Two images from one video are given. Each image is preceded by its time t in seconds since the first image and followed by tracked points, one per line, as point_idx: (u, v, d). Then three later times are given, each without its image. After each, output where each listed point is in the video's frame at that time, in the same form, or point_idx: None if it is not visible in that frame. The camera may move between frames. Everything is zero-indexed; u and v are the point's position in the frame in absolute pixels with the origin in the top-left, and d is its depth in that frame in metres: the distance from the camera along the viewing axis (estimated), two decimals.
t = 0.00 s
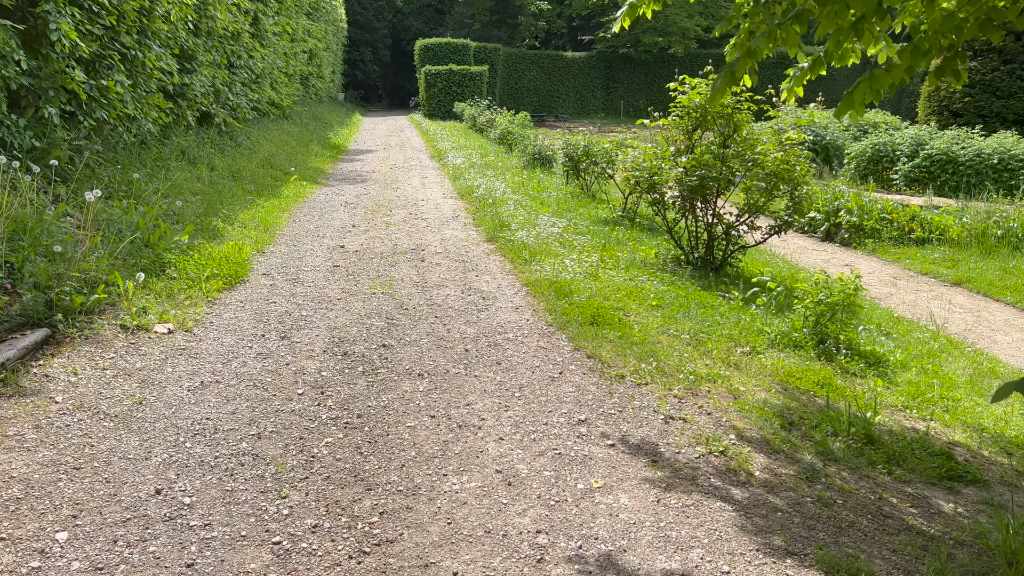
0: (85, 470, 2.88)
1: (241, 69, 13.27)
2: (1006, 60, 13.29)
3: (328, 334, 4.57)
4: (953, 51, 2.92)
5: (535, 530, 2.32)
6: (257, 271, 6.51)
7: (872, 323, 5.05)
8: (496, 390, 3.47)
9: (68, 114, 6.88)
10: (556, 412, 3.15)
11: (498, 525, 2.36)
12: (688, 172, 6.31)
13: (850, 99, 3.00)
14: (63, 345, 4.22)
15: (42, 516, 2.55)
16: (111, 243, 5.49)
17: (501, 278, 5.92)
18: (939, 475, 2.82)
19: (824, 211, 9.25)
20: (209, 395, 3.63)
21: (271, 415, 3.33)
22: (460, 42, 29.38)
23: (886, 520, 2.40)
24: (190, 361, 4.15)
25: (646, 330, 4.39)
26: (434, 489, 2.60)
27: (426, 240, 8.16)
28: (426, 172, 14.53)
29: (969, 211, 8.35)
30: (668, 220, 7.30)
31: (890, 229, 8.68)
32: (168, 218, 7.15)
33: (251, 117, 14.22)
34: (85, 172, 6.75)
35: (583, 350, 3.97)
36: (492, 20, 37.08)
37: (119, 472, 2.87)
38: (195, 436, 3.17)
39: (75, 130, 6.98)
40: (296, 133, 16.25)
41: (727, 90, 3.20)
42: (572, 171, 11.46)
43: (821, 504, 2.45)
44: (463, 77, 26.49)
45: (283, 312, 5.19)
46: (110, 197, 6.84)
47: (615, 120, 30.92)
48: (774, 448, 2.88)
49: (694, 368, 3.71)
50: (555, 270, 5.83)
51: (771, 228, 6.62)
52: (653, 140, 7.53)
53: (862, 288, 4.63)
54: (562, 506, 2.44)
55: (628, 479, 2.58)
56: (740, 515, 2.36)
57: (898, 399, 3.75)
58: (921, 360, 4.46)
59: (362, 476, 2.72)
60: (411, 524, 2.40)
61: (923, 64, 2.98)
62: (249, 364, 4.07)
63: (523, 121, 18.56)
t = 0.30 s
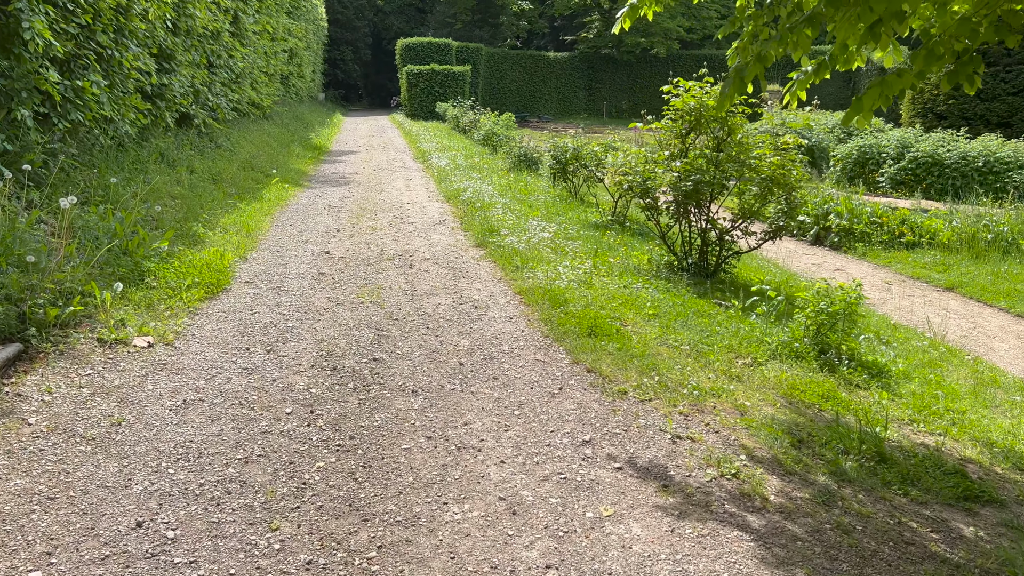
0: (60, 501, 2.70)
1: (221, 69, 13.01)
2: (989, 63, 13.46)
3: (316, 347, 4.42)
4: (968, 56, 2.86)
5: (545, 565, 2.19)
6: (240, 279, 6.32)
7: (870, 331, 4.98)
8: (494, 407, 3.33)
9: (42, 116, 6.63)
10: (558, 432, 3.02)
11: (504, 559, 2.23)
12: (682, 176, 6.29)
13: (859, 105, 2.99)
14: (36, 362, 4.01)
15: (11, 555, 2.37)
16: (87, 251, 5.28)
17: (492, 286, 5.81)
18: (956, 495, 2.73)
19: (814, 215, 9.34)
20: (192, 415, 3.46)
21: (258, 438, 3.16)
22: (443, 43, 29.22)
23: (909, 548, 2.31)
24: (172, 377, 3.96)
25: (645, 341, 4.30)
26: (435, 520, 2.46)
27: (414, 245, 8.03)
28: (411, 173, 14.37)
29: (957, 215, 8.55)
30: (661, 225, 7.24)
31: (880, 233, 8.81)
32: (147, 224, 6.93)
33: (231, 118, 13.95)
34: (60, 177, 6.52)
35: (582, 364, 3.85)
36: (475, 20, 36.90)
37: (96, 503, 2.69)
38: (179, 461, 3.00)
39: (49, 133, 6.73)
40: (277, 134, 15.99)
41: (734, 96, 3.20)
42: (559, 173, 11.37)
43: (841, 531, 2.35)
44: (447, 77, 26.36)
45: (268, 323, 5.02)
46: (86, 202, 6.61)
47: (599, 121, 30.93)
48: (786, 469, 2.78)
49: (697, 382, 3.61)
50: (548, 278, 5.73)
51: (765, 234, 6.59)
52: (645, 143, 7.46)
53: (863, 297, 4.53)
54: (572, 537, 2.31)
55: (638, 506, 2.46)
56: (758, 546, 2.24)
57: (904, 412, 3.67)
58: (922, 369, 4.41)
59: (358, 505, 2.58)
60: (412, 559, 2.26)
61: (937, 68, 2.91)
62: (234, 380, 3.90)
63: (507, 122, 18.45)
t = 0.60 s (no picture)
0: (22, 527, 2.49)
1: (198, 65, 12.70)
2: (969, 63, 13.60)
3: (299, 354, 4.24)
4: (980, 51, 2.77)
5: None
6: (218, 282, 6.10)
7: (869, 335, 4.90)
8: (488, 418, 3.18)
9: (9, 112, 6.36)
10: (557, 445, 2.88)
11: None
12: (674, 176, 6.23)
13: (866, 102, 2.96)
14: None
15: None
16: (56, 253, 5.04)
17: (480, 290, 5.69)
18: (971, 509, 2.64)
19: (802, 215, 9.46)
20: (166, 429, 3.26)
21: (237, 454, 2.98)
22: (423, 40, 28.99)
23: (931, 569, 2.19)
24: (145, 388, 3.75)
25: (641, 346, 4.18)
26: (429, 544, 2.30)
27: (399, 247, 7.89)
28: (393, 172, 14.19)
29: (944, 215, 8.72)
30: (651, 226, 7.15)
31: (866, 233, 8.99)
32: (120, 224, 6.68)
33: (208, 115, 13.65)
34: (27, 175, 6.25)
35: (578, 371, 3.71)
36: (455, 18, 36.66)
37: (62, 529, 2.48)
38: (154, 480, 2.80)
39: (17, 130, 6.45)
40: (256, 132, 15.71)
41: (740, 92, 3.15)
42: (543, 172, 11.29)
43: (859, 552, 2.23)
44: (428, 75, 26.15)
45: (248, 328, 4.83)
46: (56, 202, 6.35)
47: (581, 121, 30.91)
48: (796, 483, 2.66)
49: (696, 390, 3.50)
50: (538, 281, 5.61)
51: (756, 235, 6.54)
52: (634, 143, 7.37)
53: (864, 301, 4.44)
54: (577, 563, 2.17)
55: (645, 527, 2.32)
56: (775, 570, 2.11)
57: (907, 419, 3.58)
58: (921, 374, 4.35)
59: (345, 528, 2.41)
60: None
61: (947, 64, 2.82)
62: (211, 390, 3.70)
63: (489, 121, 18.32)
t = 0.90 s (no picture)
0: None
1: (177, 62, 12.41)
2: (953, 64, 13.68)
3: (281, 365, 4.07)
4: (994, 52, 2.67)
5: None
6: (196, 288, 5.91)
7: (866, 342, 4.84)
8: (481, 435, 3.03)
9: None
10: (554, 464, 2.74)
11: None
12: (667, 179, 6.20)
13: (874, 102, 2.88)
14: None
15: None
16: (26, 259, 4.82)
17: (469, 296, 5.58)
18: (986, 528, 2.54)
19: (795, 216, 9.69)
20: (140, 448, 3.06)
21: (215, 477, 2.80)
22: (405, 39, 28.77)
23: None
24: (118, 404, 3.55)
25: (636, 355, 4.07)
26: None
27: (383, 250, 7.75)
28: (376, 172, 14.01)
29: (934, 218, 8.97)
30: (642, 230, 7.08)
31: (856, 235, 9.24)
32: (95, 227, 6.44)
33: (187, 114, 13.37)
34: None
35: (573, 383, 3.57)
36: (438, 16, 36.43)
37: (23, 563, 2.29)
38: (125, 505, 2.61)
39: None
40: (236, 131, 15.45)
41: (743, 93, 3.05)
42: (530, 172, 11.20)
43: None
44: (411, 74, 25.93)
45: (228, 337, 4.65)
46: (27, 205, 6.12)
47: (564, 120, 30.83)
48: (806, 503, 2.55)
49: (696, 402, 3.41)
50: (528, 286, 5.49)
51: (749, 239, 6.49)
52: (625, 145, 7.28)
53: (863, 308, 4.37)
54: None
55: (652, 556, 2.19)
56: None
57: (911, 430, 3.51)
58: (920, 382, 4.30)
59: (332, 559, 2.25)
60: None
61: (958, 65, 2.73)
62: (188, 405, 3.52)
63: (474, 120, 18.19)
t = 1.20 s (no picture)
0: None
1: (155, 60, 12.12)
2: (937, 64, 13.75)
3: (268, 378, 3.90)
4: (1015, 54, 2.60)
5: None
6: (177, 295, 5.70)
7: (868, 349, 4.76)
8: (481, 455, 2.88)
9: None
10: (561, 486, 2.60)
11: None
12: (662, 181, 6.14)
13: (889, 105, 2.79)
14: None
15: None
16: None
17: (461, 302, 5.45)
18: (1011, 550, 2.44)
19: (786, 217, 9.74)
20: (118, 472, 2.87)
21: (199, 504, 2.62)
22: (387, 37, 28.50)
23: None
24: (94, 422, 3.34)
25: (636, 366, 3.96)
26: None
27: (370, 254, 7.58)
28: (360, 172, 13.81)
29: (925, 220, 9.04)
30: (635, 232, 6.99)
31: (847, 237, 9.30)
32: (70, 231, 6.20)
33: (166, 113, 13.07)
34: None
35: (574, 397, 3.44)
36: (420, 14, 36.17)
37: None
38: (103, 538, 2.43)
39: None
40: (217, 130, 15.18)
41: (756, 93, 2.93)
42: (518, 172, 11.09)
43: None
44: (393, 73, 25.68)
45: (211, 347, 4.46)
46: None
47: (547, 120, 30.73)
48: (826, 527, 2.43)
49: (703, 416, 3.29)
50: (521, 293, 5.37)
51: (744, 242, 6.41)
52: (618, 146, 7.19)
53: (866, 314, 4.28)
54: None
55: None
56: None
57: (921, 443, 3.42)
58: (924, 391, 4.23)
59: None
60: None
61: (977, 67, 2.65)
62: (169, 423, 3.33)
63: (458, 119, 18.02)
